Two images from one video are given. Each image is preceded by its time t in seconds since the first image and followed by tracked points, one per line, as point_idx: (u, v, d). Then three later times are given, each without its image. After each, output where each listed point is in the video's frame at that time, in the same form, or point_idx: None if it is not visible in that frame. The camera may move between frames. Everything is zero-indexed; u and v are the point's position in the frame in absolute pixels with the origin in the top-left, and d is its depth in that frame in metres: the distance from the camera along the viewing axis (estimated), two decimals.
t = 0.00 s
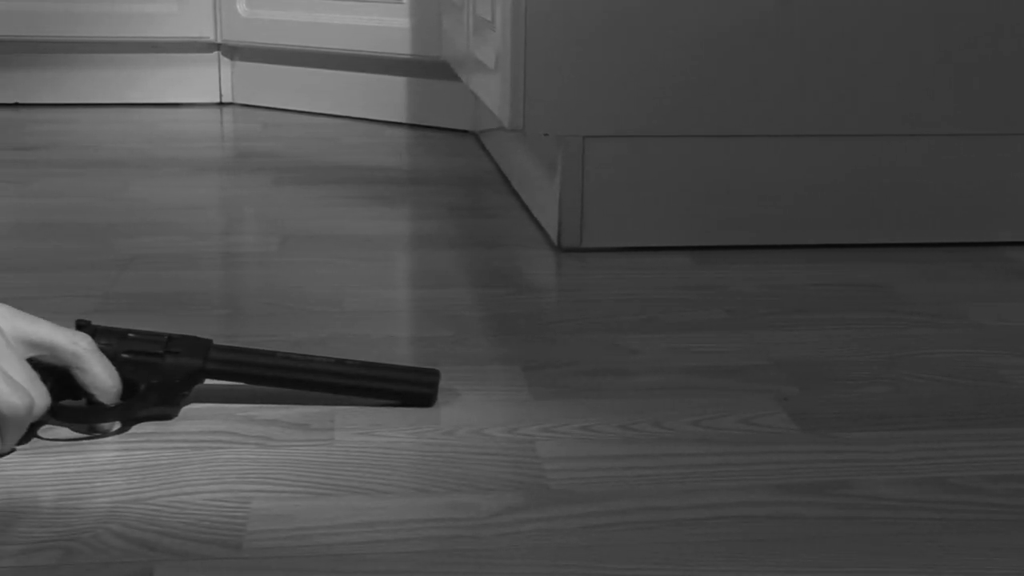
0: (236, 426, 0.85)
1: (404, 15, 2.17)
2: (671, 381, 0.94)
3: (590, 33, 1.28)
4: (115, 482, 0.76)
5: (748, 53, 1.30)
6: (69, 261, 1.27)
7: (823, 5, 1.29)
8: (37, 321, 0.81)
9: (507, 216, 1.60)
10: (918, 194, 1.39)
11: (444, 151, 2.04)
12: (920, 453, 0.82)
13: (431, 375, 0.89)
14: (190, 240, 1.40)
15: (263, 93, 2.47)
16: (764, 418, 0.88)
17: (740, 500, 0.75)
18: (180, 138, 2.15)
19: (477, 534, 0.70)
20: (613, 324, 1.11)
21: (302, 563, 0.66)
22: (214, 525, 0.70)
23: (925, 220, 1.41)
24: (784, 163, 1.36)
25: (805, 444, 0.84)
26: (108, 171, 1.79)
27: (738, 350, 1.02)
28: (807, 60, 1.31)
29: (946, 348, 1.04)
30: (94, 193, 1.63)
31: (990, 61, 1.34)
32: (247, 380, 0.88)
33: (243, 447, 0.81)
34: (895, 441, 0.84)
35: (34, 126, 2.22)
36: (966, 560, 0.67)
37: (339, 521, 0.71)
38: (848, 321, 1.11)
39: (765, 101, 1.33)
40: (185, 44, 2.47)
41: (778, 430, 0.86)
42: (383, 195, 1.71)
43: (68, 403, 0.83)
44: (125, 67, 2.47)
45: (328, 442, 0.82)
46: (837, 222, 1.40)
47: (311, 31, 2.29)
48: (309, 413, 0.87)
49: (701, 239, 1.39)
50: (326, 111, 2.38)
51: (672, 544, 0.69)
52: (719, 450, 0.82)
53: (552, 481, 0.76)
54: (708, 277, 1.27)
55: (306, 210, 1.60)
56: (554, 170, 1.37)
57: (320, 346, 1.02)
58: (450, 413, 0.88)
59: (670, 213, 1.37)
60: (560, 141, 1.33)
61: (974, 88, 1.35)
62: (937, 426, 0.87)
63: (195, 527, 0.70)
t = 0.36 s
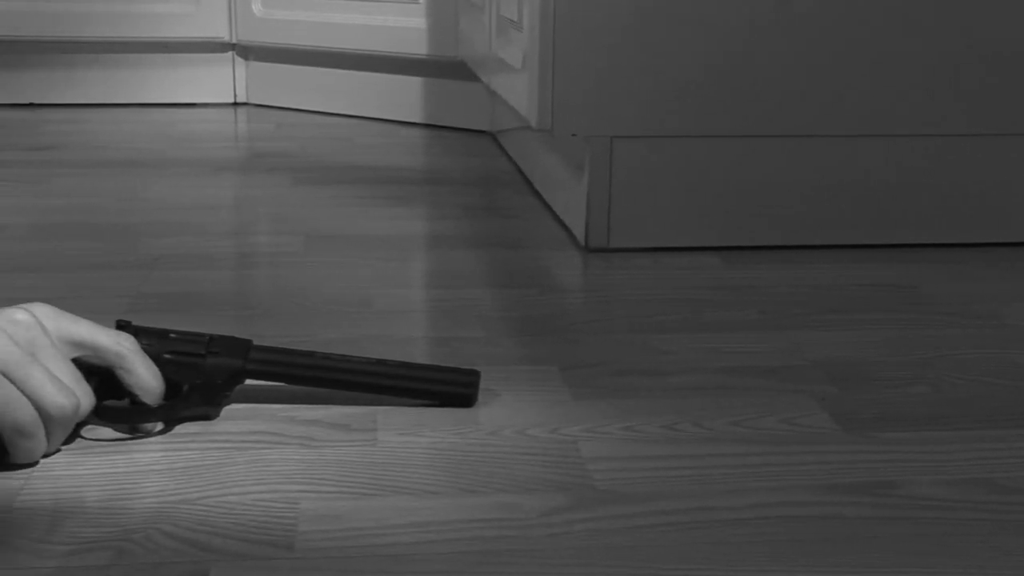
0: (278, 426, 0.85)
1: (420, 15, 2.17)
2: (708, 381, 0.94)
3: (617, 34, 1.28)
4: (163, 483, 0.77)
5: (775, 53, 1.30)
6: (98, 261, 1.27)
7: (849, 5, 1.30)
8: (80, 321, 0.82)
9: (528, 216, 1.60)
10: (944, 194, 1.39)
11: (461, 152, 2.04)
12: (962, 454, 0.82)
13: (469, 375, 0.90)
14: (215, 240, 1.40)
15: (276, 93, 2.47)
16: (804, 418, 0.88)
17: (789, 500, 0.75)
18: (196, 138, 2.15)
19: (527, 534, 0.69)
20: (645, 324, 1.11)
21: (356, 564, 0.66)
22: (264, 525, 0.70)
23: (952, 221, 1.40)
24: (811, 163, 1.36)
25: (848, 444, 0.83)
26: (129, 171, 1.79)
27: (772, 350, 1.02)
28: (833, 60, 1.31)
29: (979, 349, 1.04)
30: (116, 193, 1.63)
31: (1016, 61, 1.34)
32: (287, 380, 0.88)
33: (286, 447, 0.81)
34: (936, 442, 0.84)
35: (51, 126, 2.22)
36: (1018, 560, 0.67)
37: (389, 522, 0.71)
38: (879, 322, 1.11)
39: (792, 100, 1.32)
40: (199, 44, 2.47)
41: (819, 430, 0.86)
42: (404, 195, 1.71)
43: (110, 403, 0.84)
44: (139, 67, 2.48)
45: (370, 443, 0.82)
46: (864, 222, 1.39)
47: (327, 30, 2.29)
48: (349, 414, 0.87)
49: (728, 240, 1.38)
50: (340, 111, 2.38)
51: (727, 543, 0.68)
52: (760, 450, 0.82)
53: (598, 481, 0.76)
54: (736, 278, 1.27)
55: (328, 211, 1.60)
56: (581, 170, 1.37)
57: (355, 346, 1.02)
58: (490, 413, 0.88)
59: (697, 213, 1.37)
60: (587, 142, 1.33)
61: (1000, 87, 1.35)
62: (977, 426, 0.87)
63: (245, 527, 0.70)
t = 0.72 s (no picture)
0: (320, 426, 0.85)
1: (437, 15, 2.17)
2: (746, 381, 0.94)
3: (645, 33, 1.28)
4: (207, 483, 0.76)
5: (802, 53, 1.30)
6: (128, 261, 1.27)
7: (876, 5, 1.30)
8: (121, 321, 0.82)
9: (551, 216, 1.60)
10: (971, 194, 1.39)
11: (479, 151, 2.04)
12: (1007, 454, 0.82)
13: (510, 375, 0.89)
14: (241, 240, 1.40)
15: (291, 93, 2.47)
16: (845, 418, 0.87)
17: (837, 500, 0.75)
18: (213, 138, 2.15)
19: (579, 534, 0.69)
20: (678, 324, 1.11)
21: (409, 564, 0.66)
22: (314, 525, 0.70)
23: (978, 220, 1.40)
24: (838, 163, 1.36)
25: (891, 444, 0.83)
26: (150, 171, 1.79)
27: (807, 350, 1.02)
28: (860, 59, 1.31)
29: (1014, 348, 1.04)
30: (139, 193, 1.64)
31: None
32: (327, 380, 0.88)
33: (329, 447, 0.81)
34: (980, 442, 0.84)
35: (67, 126, 2.22)
36: None
37: (439, 522, 0.71)
38: (911, 321, 1.11)
39: (819, 100, 1.32)
40: (214, 44, 2.48)
41: (861, 430, 0.85)
42: (425, 195, 1.71)
43: (152, 403, 0.84)
44: (154, 67, 2.48)
45: (414, 442, 0.82)
46: (890, 222, 1.39)
47: (343, 30, 2.29)
48: (390, 413, 0.87)
49: (755, 240, 1.38)
50: (355, 111, 2.38)
51: (778, 544, 0.68)
52: (803, 450, 0.82)
53: (644, 481, 0.76)
54: (764, 278, 1.27)
55: (353, 211, 1.60)
56: (607, 170, 1.37)
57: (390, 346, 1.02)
58: (531, 413, 0.88)
59: (723, 213, 1.36)
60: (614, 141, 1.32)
61: None
62: (1020, 426, 0.87)
63: (294, 527, 0.70)
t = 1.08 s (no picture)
0: (352, 426, 0.85)
1: (450, 15, 2.17)
2: (776, 381, 0.94)
3: (667, 33, 1.28)
4: (243, 483, 0.76)
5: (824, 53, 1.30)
6: (150, 262, 1.27)
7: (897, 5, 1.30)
8: (155, 321, 0.82)
9: (569, 215, 1.60)
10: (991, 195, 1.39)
11: (492, 151, 2.04)
12: None
13: (541, 375, 0.89)
14: (261, 240, 1.40)
15: (302, 93, 2.47)
16: (877, 418, 0.88)
17: (874, 500, 0.75)
18: (226, 138, 2.15)
19: (619, 534, 0.69)
20: (703, 324, 1.11)
21: (451, 564, 0.66)
22: (354, 525, 0.70)
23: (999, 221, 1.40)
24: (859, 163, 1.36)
25: (924, 444, 0.83)
26: (166, 171, 1.79)
27: (834, 350, 1.02)
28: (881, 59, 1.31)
29: None
30: (155, 193, 1.64)
31: None
32: (358, 380, 0.88)
33: (364, 447, 0.81)
34: (1013, 442, 0.84)
35: (79, 126, 2.22)
36: None
37: (479, 522, 0.71)
38: (936, 322, 1.11)
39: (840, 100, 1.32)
40: (225, 44, 2.48)
41: (893, 430, 0.85)
42: (441, 195, 1.71)
43: (185, 403, 0.84)
44: (166, 67, 2.47)
45: (447, 442, 0.82)
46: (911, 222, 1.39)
47: (355, 30, 2.30)
48: (422, 413, 0.87)
49: (775, 240, 1.38)
50: (367, 111, 2.38)
51: (819, 543, 0.68)
52: (837, 451, 0.82)
53: (681, 481, 0.77)
54: (786, 277, 1.27)
55: (370, 210, 1.60)
56: (628, 170, 1.37)
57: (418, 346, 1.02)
58: (563, 413, 0.88)
59: (745, 213, 1.36)
60: (636, 141, 1.32)
61: None
62: None
63: (334, 527, 0.70)
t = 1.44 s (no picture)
0: (389, 427, 0.85)
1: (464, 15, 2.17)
2: (808, 381, 0.94)
3: (690, 34, 1.28)
4: (283, 483, 0.76)
5: (848, 54, 1.30)
6: (176, 262, 1.27)
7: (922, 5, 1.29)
8: (193, 321, 0.82)
9: (588, 215, 1.60)
10: (1015, 195, 1.38)
11: (508, 151, 2.04)
12: None
13: (577, 376, 0.89)
14: (283, 240, 1.40)
15: (315, 93, 2.47)
16: (912, 418, 0.88)
17: (915, 500, 0.75)
18: (240, 138, 2.15)
19: (662, 534, 0.69)
20: (730, 323, 1.11)
21: (496, 564, 0.66)
22: (397, 525, 0.70)
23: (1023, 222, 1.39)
24: (883, 164, 1.35)
25: (961, 444, 0.83)
26: (184, 171, 1.79)
27: (865, 351, 1.02)
28: (905, 60, 1.31)
29: None
30: (175, 194, 1.64)
31: None
32: (393, 381, 0.88)
33: (402, 448, 0.81)
34: None
35: (93, 126, 2.22)
36: None
37: (521, 522, 0.71)
38: (964, 322, 1.11)
39: (865, 101, 1.32)
40: (238, 44, 2.48)
41: (929, 430, 0.85)
42: (460, 195, 1.71)
43: (222, 403, 0.84)
44: (179, 67, 2.48)
45: (485, 443, 0.82)
46: (934, 223, 1.38)
47: (368, 31, 2.30)
48: (458, 414, 0.87)
49: (799, 240, 1.38)
50: (380, 111, 2.38)
51: (862, 544, 0.68)
52: (874, 451, 0.82)
53: (721, 481, 0.77)
54: (810, 278, 1.27)
55: (391, 210, 1.60)
56: (651, 171, 1.37)
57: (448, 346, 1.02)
58: (598, 413, 0.88)
59: (768, 214, 1.36)
60: (659, 141, 1.32)
61: None
62: None
63: (377, 527, 0.70)
